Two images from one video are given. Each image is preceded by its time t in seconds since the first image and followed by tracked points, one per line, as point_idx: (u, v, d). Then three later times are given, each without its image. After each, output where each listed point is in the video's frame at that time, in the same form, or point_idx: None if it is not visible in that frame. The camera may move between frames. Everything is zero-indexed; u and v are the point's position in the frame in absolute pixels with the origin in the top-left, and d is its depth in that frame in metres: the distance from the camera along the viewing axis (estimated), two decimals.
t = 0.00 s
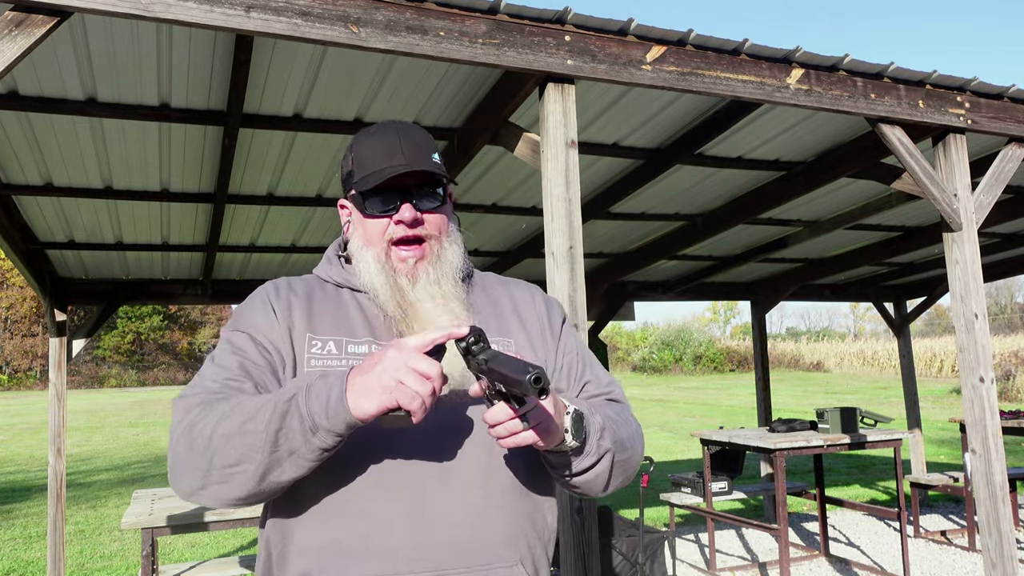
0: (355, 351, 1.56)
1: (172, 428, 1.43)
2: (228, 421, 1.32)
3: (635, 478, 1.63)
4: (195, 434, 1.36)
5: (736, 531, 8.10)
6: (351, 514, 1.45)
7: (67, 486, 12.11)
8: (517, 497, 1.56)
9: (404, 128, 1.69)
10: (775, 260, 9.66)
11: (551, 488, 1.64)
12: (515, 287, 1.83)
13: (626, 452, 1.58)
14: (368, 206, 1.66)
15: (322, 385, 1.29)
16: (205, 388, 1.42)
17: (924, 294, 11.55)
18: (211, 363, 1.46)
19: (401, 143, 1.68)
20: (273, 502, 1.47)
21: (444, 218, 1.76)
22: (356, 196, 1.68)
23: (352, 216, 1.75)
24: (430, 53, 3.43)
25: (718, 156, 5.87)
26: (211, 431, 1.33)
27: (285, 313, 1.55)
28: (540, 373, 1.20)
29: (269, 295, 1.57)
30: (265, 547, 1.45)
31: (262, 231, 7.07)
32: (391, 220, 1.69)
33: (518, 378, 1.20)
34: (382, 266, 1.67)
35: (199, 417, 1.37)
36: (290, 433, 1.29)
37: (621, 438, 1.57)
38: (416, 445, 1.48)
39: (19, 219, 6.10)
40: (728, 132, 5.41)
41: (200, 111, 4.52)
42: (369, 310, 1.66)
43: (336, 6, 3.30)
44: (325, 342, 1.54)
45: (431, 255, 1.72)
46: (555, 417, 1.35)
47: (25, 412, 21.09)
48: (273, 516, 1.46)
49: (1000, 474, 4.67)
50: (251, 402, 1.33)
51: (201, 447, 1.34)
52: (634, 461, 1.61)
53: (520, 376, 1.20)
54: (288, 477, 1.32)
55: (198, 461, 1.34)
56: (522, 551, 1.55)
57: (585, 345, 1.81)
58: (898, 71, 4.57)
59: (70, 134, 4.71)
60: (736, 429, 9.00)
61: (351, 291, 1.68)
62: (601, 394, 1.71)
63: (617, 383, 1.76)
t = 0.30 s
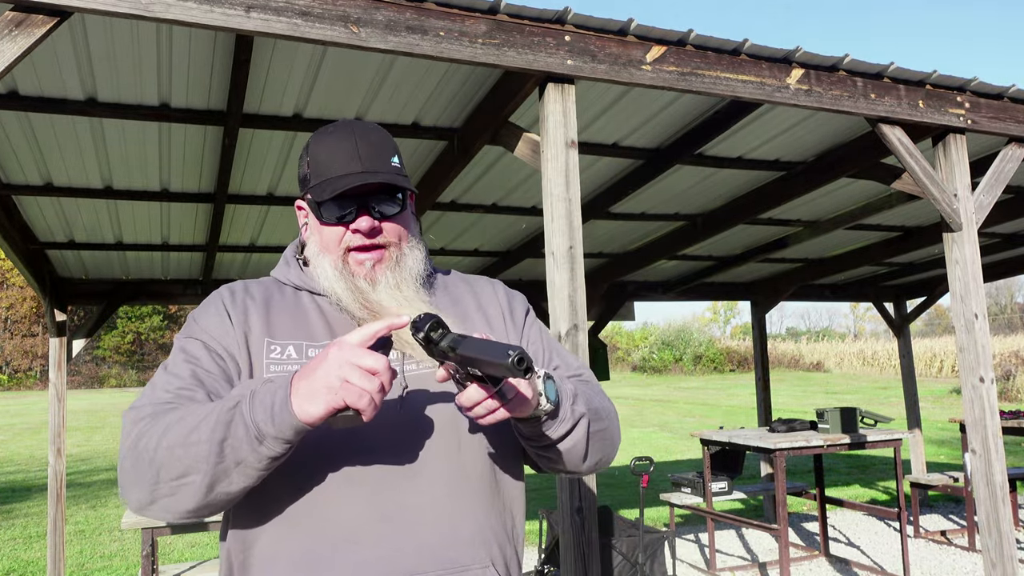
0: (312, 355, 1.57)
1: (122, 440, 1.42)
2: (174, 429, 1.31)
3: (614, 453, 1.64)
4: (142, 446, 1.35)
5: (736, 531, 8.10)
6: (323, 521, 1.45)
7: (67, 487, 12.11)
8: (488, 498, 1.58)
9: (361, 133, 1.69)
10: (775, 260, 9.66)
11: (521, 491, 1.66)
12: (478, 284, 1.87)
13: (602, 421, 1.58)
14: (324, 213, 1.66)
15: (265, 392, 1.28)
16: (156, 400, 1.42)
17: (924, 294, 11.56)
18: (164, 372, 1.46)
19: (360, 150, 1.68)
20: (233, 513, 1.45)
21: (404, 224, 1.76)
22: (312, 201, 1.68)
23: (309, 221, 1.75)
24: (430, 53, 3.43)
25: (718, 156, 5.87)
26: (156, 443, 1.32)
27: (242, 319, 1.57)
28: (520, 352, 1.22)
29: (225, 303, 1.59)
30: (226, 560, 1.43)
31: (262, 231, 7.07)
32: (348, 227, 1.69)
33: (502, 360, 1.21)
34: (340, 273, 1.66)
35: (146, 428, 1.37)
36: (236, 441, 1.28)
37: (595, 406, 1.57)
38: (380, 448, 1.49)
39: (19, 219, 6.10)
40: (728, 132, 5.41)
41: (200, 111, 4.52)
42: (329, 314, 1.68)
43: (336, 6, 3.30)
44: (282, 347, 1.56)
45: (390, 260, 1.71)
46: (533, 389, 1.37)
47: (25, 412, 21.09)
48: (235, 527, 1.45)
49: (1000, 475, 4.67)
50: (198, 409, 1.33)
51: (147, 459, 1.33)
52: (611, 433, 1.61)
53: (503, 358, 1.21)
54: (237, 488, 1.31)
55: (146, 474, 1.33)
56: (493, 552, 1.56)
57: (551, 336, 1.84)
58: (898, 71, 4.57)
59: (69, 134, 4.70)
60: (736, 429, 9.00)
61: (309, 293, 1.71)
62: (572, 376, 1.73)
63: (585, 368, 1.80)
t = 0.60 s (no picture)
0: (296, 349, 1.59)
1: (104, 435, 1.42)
2: (154, 418, 1.30)
3: (606, 423, 1.61)
4: (123, 437, 1.34)
5: (737, 531, 8.10)
6: (314, 517, 1.45)
7: (68, 487, 12.11)
8: (478, 492, 1.57)
9: (332, 130, 1.66)
10: (775, 260, 9.66)
11: (513, 484, 1.66)
12: (458, 277, 1.89)
13: (588, 386, 1.56)
14: (299, 213, 1.63)
15: (245, 373, 1.27)
16: (138, 391, 1.42)
17: (924, 294, 11.56)
18: (146, 367, 1.47)
19: (332, 149, 1.66)
20: (218, 514, 1.46)
21: (382, 221, 1.71)
22: (286, 201, 1.65)
23: (285, 224, 1.73)
24: (430, 53, 3.43)
25: (718, 156, 5.87)
26: (137, 432, 1.32)
27: (224, 315, 1.59)
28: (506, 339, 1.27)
29: (208, 299, 1.61)
30: (214, 559, 1.43)
31: (262, 231, 7.07)
32: (324, 228, 1.65)
33: (489, 343, 1.25)
34: (318, 274, 1.65)
35: (128, 419, 1.37)
36: (218, 424, 1.27)
37: (581, 371, 1.55)
38: (365, 441, 1.49)
39: (19, 219, 6.10)
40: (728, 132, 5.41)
41: (200, 111, 4.52)
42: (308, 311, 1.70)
43: (336, 6, 3.30)
44: (266, 343, 1.59)
45: (368, 260, 1.68)
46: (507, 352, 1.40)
47: (24, 412, 21.11)
48: (220, 526, 1.44)
49: (1000, 474, 4.67)
50: (178, 397, 1.32)
51: (128, 450, 1.32)
52: (601, 398, 1.60)
53: (492, 345, 1.25)
54: (220, 475, 1.29)
55: (127, 466, 1.32)
56: (484, 545, 1.56)
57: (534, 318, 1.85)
58: (898, 71, 4.57)
59: (69, 134, 4.70)
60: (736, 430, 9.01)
61: (291, 293, 1.73)
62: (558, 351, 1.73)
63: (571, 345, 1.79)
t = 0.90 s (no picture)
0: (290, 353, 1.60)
1: (100, 439, 1.42)
2: (152, 423, 1.30)
3: (594, 435, 1.65)
4: (120, 442, 1.34)
5: (737, 531, 8.10)
6: (310, 520, 1.45)
7: (68, 487, 12.11)
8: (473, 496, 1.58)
9: (316, 125, 1.72)
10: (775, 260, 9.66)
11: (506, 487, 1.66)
12: (450, 278, 1.89)
13: (580, 403, 1.59)
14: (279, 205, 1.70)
15: (242, 379, 1.26)
16: (134, 396, 1.41)
17: (924, 294, 11.56)
18: (140, 372, 1.47)
19: (314, 141, 1.71)
20: (212, 518, 1.46)
21: (363, 215, 1.75)
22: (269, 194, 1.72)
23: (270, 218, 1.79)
24: (430, 53, 3.43)
25: (718, 156, 5.87)
26: (134, 439, 1.32)
27: (217, 318, 1.59)
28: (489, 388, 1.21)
29: (200, 302, 1.60)
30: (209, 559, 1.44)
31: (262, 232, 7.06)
32: (302, 220, 1.70)
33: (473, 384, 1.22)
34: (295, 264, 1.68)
35: (124, 425, 1.36)
36: (216, 433, 1.27)
37: (573, 389, 1.58)
38: (356, 445, 1.50)
39: (19, 219, 6.10)
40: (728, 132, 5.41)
41: (200, 111, 4.52)
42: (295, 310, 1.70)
43: (336, 6, 3.30)
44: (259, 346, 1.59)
45: (345, 251, 1.71)
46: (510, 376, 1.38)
47: (24, 412, 21.12)
48: (215, 531, 1.45)
49: (1000, 474, 4.67)
50: (175, 403, 1.31)
51: (125, 456, 1.32)
52: (591, 413, 1.62)
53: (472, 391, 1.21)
54: (220, 481, 1.29)
55: (125, 472, 1.32)
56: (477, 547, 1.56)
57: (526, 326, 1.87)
58: (898, 71, 4.57)
59: (69, 134, 4.70)
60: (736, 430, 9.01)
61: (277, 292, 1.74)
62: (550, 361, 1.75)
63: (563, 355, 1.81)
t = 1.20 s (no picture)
0: (288, 356, 1.59)
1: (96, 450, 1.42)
2: (150, 448, 1.30)
3: (591, 445, 1.67)
4: (115, 461, 1.34)
5: (737, 531, 8.10)
6: (308, 522, 1.45)
7: (68, 487, 12.12)
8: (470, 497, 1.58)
9: (314, 128, 1.73)
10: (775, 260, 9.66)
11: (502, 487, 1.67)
12: (449, 283, 1.89)
13: (576, 417, 1.60)
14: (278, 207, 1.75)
15: (239, 411, 1.26)
16: (128, 411, 1.39)
17: (925, 294, 11.56)
18: (136, 381, 1.45)
19: (314, 142, 1.72)
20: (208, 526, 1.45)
21: (359, 219, 1.80)
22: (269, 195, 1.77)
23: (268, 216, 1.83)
24: (430, 53, 3.43)
25: (718, 156, 5.87)
26: (131, 459, 1.31)
27: (213, 324, 1.58)
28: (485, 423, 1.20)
29: (195, 309, 1.58)
30: (205, 563, 1.43)
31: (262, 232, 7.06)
32: (300, 222, 1.75)
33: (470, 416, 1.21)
34: (290, 266, 1.73)
35: (118, 442, 1.35)
36: (214, 461, 1.27)
37: (569, 403, 1.59)
38: (354, 451, 1.49)
39: (19, 219, 6.10)
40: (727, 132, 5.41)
41: (200, 111, 4.52)
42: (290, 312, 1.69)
43: (336, 6, 3.30)
44: (256, 349, 1.58)
45: (340, 257, 1.76)
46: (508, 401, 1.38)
47: (24, 412, 21.14)
48: (210, 541, 1.44)
49: (1000, 474, 4.67)
50: (173, 428, 1.31)
51: (123, 476, 1.32)
52: (587, 425, 1.64)
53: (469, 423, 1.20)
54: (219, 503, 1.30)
55: (122, 487, 1.32)
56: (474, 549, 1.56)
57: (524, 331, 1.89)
58: (898, 71, 4.57)
59: (69, 134, 4.70)
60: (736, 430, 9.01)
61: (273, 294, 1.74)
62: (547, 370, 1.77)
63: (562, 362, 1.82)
